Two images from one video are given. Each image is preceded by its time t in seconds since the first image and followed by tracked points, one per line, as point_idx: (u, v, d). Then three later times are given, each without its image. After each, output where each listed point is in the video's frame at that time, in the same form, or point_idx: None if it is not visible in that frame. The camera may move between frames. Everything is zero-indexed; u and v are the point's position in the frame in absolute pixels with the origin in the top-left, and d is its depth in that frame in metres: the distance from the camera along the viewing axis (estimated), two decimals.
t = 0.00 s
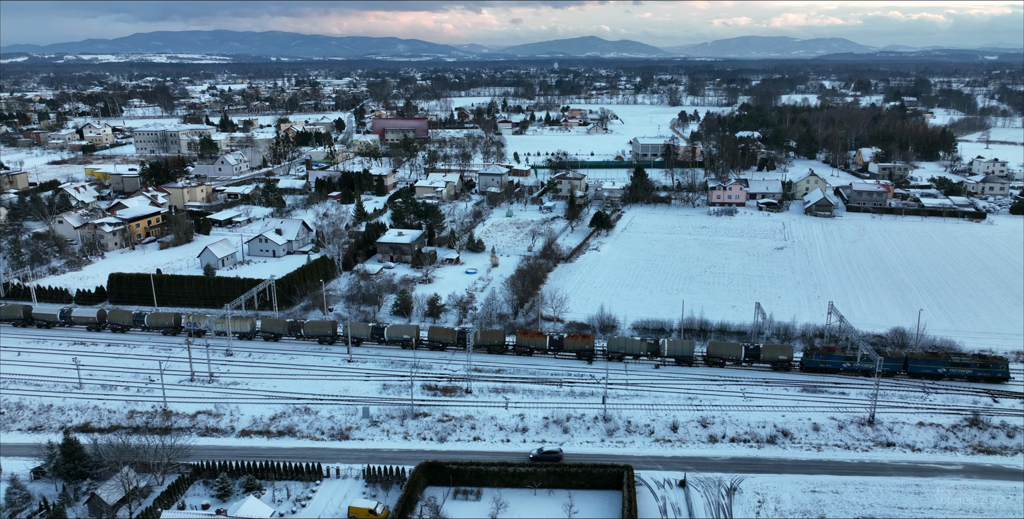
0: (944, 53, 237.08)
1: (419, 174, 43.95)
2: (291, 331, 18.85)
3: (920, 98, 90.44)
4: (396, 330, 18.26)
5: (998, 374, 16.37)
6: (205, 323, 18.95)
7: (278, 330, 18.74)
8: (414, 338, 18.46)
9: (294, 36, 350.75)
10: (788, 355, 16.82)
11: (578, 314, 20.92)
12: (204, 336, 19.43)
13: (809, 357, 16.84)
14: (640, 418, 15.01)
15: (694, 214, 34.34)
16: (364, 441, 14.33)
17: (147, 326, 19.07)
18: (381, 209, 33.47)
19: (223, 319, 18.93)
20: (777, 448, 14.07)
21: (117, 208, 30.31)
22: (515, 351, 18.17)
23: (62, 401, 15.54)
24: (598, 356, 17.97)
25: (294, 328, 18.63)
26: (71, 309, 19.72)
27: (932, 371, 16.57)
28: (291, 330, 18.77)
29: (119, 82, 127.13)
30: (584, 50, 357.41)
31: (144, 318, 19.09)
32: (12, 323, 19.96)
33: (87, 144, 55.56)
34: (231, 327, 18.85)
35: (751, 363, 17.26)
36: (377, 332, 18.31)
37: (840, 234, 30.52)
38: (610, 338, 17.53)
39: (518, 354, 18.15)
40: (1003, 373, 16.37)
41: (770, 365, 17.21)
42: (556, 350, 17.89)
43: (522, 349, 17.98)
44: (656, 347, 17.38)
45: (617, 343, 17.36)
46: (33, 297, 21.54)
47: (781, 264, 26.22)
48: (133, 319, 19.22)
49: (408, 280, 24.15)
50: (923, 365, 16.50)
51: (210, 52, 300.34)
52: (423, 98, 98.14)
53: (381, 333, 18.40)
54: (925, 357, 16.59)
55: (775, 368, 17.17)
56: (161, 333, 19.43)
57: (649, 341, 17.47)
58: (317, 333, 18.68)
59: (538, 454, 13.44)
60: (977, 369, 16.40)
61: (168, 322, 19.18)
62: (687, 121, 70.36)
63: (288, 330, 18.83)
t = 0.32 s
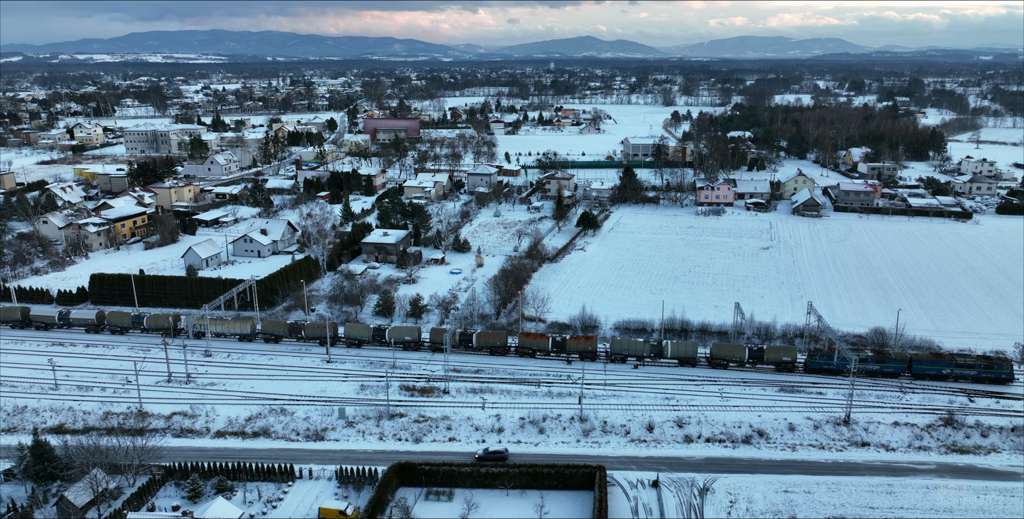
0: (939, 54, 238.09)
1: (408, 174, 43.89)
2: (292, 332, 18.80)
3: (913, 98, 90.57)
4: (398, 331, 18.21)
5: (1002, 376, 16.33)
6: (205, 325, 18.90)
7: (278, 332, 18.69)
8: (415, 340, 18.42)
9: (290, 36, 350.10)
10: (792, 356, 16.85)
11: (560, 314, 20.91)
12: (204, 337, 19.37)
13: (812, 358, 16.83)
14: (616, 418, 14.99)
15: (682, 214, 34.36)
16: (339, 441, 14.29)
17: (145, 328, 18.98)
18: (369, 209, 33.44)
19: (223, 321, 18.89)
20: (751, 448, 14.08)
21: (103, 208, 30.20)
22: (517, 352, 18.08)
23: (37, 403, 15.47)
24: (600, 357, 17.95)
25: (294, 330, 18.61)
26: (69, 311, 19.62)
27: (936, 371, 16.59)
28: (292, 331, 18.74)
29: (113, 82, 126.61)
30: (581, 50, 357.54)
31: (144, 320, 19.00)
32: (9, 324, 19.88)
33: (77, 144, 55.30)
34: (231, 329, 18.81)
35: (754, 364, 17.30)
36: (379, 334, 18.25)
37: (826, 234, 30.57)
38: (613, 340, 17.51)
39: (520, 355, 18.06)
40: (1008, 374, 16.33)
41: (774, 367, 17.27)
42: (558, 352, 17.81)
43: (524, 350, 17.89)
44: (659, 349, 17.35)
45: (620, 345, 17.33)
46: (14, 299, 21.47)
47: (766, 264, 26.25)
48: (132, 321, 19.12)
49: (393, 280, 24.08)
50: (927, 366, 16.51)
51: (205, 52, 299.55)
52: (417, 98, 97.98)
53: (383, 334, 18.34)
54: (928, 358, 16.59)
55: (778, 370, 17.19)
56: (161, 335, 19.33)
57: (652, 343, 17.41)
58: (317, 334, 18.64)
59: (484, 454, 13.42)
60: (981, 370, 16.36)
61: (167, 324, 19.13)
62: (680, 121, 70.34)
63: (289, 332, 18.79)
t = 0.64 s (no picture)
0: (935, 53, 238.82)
1: (399, 174, 43.84)
2: (293, 334, 18.70)
3: (906, 98, 90.68)
4: (399, 333, 18.09)
5: (1008, 377, 16.27)
6: (205, 326, 18.78)
7: (280, 334, 18.59)
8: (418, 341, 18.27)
9: (287, 36, 349.49)
10: (796, 357, 16.82)
11: (543, 315, 20.89)
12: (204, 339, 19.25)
13: (817, 359, 16.79)
14: (593, 419, 14.98)
15: (670, 214, 34.39)
16: (314, 442, 14.24)
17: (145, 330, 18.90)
18: (356, 209, 33.40)
19: (223, 323, 18.79)
20: (726, 448, 14.07)
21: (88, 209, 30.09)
22: (520, 354, 17.99)
23: (13, 404, 15.40)
24: (604, 359, 17.86)
25: (295, 332, 18.48)
26: (68, 312, 19.48)
27: (941, 372, 16.55)
28: (294, 333, 18.60)
29: (109, 82, 126.22)
30: (577, 50, 357.57)
31: (144, 322, 18.90)
32: (8, 327, 19.75)
33: (67, 144, 55.11)
34: (231, 331, 18.70)
35: (758, 365, 17.22)
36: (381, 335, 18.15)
37: (813, 234, 30.61)
38: (617, 341, 17.41)
39: (523, 357, 17.96)
40: (1013, 375, 16.27)
41: (778, 368, 17.20)
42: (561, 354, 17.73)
43: (527, 352, 17.79)
44: (662, 351, 17.27)
45: (623, 347, 17.24)
46: None
47: (751, 264, 26.26)
48: (132, 323, 19.02)
49: (377, 281, 23.96)
50: (932, 367, 16.47)
51: (201, 52, 298.87)
52: (410, 98, 97.86)
53: (385, 336, 18.24)
54: (934, 359, 16.53)
55: (783, 371, 17.15)
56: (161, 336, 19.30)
57: (656, 345, 17.31)
58: (319, 337, 18.51)
59: (431, 454, 13.37)
60: (986, 372, 16.31)
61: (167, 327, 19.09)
62: (673, 121, 70.37)
63: (290, 334, 18.67)
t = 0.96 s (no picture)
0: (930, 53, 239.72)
1: (388, 174, 43.80)
2: (293, 336, 18.61)
3: (899, 98, 90.81)
4: (401, 335, 18.00)
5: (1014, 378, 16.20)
6: (205, 328, 18.68)
7: (280, 336, 18.54)
8: (420, 343, 18.22)
9: (283, 36, 348.98)
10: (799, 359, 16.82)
11: (525, 315, 20.87)
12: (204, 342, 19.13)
13: (821, 360, 16.70)
14: (570, 419, 14.96)
15: (658, 214, 34.40)
16: (289, 443, 14.20)
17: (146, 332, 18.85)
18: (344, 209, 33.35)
19: (223, 324, 18.69)
20: (701, 449, 14.07)
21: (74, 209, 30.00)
22: (522, 356, 17.94)
23: None
24: (607, 360, 17.77)
25: (296, 333, 18.43)
26: (67, 314, 19.36)
27: (946, 373, 16.45)
28: (295, 335, 18.54)
29: (103, 82, 125.83)
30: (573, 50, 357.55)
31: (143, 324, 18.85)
32: (7, 329, 19.63)
33: (57, 144, 54.89)
34: (232, 333, 18.62)
35: (762, 366, 17.19)
36: (382, 337, 18.08)
37: (800, 234, 30.65)
38: (620, 343, 17.37)
39: (526, 359, 17.91)
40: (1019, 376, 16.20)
41: (782, 368, 17.18)
42: (564, 355, 17.70)
43: (530, 354, 17.75)
44: (666, 352, 17.22)
45: (626, 349, 17.24)
46: None
47: (736, 264, 26.27)
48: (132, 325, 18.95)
49: (360, 281, 23.87)
50: (937, 368, 16.37)
51: (197, 52, 298.09)
52: (404, 98, 97.74)
53: (386, 338, 18.17)
54: (939, 360, 16.44)
55: (787, 372, 17.15)
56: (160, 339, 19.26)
57: (660, 346, 17.29)
58: (319, 338, 18.42)
59: (374, 454, 13.35)
60: (992, 372, 16.25)
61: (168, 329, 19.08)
62: (665, 121, 70.36)
63: (291, 335, 18.61)
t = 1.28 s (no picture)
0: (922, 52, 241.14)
1: (376, 175, 43.74)
2: (292, 338, 18.43)
3: (889, 98, 91.14)
4: (401, 337, 17.96)
5: (1014, 379, 16.27)
6: (203, 330, 18.58)
7: (279, 338, 18.41)
8: (419, 345, 18.12)
9: (277, 36, 348.09)
10: (802, 360, 16.69)
11: (504, 315, 20.85)
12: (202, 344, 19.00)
13: (823, 361, 16.71)
14: (543, 420, 14.95)
15: (643, 215, 34.45)
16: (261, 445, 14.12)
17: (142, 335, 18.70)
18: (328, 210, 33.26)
19: (222, 327, 18.58)
20: (674, 449, 14.07)
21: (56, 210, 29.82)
22: (523, 357, 17.88)
23: None
24: (608, 362, 17.78)
25: (294, 336, 18.25)
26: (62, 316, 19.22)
27: (947, 375, 16.48)
28: (293, 337, 18.38)
29: (93, 82, 125.18)
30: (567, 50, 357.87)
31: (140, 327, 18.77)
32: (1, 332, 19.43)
33: (44, 144, 54.59)
34: (229, 335, 18.51)
35: (763, 368, 17.20)
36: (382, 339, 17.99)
37: (783, 234, 30.75)
38: (621, 345, 17.38)
39: (526, 361, 17.87)
40: (1019, 377, 16.28)
41: (784, 370, 17.10)
42: (564, 358, 17.66)
43: (531, 356, 17.70)
44: (667, 354, 17.24)
45: (627, 351, 17.25)
46: None
47: (719, 264, 26.32)
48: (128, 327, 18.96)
49: (341, 282, 23.80)
50: (938, 369, 16.40)
51: (190, 51, 296.92)
52: (395, 98, 97.62)
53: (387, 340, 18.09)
54: (940, 360, 16.47)
55: (788, 372, 17.06)
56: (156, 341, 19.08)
57: (661, 347, 17.28)
58: (318, 340, 18.28)
59: (316, 456, 13.36)
60: (993, 373, 16.30)
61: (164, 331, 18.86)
62: (655, 120, 70.46)
63: (289, 338, 18.48)
